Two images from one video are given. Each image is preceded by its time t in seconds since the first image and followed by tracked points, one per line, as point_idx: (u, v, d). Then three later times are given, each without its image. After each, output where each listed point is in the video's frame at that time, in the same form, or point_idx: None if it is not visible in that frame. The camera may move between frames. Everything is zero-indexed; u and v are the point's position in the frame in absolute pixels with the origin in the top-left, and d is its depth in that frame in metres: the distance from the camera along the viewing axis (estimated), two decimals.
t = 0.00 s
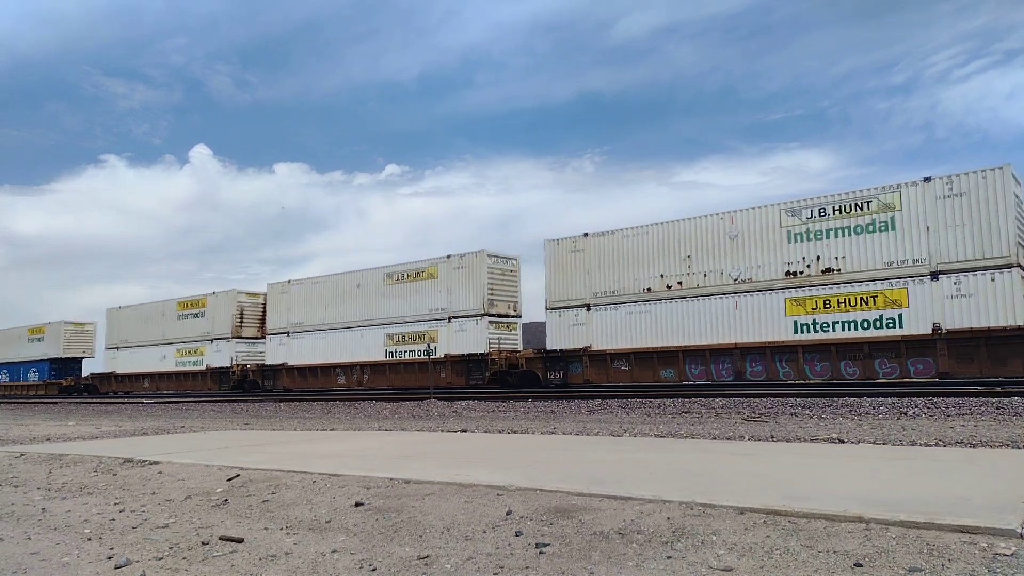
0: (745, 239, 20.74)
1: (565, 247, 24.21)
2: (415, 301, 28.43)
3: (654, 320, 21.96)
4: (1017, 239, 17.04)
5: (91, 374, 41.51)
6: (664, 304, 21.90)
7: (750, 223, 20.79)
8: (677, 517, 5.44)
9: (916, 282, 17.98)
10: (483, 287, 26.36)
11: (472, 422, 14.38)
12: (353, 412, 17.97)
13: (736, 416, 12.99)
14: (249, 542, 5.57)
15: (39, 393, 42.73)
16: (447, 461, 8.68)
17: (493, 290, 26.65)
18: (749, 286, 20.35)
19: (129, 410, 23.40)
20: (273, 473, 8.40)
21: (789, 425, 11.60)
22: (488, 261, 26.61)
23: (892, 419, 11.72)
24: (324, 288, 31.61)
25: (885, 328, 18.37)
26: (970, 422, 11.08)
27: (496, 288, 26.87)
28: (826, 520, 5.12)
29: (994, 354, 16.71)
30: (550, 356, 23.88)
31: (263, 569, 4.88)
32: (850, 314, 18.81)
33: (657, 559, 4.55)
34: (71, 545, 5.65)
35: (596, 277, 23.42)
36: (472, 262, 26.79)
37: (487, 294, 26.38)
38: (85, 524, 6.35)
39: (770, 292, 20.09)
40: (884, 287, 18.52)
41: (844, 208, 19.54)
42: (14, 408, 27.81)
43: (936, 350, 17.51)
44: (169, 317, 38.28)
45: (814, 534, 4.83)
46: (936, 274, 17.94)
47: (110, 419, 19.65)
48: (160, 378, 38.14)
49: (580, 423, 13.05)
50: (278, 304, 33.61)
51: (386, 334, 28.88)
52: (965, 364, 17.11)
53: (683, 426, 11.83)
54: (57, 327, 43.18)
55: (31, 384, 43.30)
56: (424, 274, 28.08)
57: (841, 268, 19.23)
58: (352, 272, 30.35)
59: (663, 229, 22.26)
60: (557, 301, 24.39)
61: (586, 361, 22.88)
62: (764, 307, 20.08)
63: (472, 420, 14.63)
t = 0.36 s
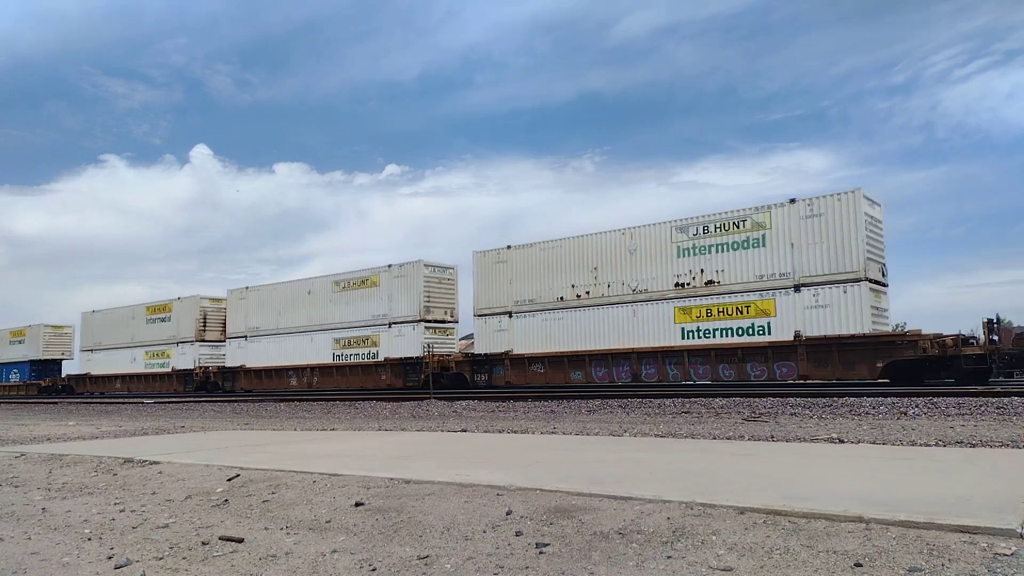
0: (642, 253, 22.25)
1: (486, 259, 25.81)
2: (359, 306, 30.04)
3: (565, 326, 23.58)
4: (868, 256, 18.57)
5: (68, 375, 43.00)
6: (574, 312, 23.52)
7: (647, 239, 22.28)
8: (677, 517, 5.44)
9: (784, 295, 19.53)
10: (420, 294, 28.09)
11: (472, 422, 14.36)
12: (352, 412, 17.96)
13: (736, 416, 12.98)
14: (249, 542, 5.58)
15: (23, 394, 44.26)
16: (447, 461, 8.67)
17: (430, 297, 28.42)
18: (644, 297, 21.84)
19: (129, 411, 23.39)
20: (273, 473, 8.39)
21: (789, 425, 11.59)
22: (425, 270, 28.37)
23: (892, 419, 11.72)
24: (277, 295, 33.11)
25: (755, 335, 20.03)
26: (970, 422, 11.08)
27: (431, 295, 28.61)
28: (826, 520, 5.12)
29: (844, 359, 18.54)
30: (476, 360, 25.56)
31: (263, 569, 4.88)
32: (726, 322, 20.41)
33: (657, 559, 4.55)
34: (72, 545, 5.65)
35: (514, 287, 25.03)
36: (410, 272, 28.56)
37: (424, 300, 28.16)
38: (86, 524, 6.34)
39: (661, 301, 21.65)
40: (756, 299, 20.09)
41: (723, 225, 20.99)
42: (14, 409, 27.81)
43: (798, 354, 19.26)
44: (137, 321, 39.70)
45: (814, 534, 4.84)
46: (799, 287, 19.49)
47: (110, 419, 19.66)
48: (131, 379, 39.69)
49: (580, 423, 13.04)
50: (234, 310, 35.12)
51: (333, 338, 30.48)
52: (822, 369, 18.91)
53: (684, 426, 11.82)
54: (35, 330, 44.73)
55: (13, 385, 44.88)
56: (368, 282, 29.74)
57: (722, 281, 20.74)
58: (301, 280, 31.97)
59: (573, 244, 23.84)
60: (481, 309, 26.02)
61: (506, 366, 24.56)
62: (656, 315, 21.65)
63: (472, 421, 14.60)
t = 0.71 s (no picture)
0: (558, 265, 24.26)
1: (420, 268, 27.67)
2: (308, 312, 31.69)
3: (490, 332, 25.61)
4: (743, 271, 20.86)
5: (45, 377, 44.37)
6: (497, 319, 25.54)
7: (562, 251, 24.40)
8: (677, 517, 5.44)
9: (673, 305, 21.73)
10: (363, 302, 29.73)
11: (472, 422, 14.36)
12: (352, 412, 17.97)
13: (736, 416, 12.98)
14: (249, 542, 5.58)
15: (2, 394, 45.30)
16: (447, 461, 8.67)
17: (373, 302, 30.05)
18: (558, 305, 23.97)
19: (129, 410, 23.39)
20: (273, 473, 8.40)
21: (789, 425, 11.59)
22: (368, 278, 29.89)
23: (892, 419, 11.72)
24: (235, 301, 34.70)
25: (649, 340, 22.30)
26: (971, 422, 11.08)
27: (375, 302, 30.19)
28: (826, 520, 5.12)
29: (724, 363, 20.71)
30: (411, 363, 27.48)
31: (263, 569, 4.88)
32: (627, 328, 22.54)
33: (657, 559, 4.55)
34: (72, 545, 5.65)
35: (446, 295, 26.98)
36: (354, 279, 30.12)
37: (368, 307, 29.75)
38: (86, 524, 6.35)
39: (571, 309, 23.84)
40: (649, 308, 22.29)
41: (624, 240, 23.09)
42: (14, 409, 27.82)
43: (685, 358, 21.37)
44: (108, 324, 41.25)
45: (814, 534, 4.83)
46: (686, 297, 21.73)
47: (110, 419, 19.67)
48: (103, 381, 41.27)
49: (580, 423, 13.05)
50: (198, 314, 36.60)
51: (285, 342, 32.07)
52: (704, 371, 21.06)
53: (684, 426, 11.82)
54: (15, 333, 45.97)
55: None
56: (316, 289, 31.36)
57: (622, 292, 22.87)
58: (257, 286, 33.45)
59: (498, 255, 25.67)
60: (417, 314, 27.95)
61: (437, 368, 26.56)
62: (569, 322, 23.78)
63: (472, 421, 14.61)
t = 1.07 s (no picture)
0: (479, 275, 26.29)
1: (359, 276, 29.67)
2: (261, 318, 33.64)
3: (421, 337, 27.73)
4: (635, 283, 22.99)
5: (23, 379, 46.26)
6: (427, 323, 27.62)
7: (484, 262, 26.34)
8: (677, 517, 5.44)
9: (576, 313, 23.85)
10: (309, 308, 31.53)
11: (472, 422, 14.37)
12: (352, 412, 17.97)
13: (736, 416, 13.00)
14: (249, 542, 5.58)
15: None
16: (447, 461, 8.67)
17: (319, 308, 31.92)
18: (480, 313, 26.05)
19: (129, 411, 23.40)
20: (273, 473, 8.40)
21: (789, 425, 11.60)
22: (315, 286, 31.65)
23: (892, 419, 11.73)
24: (195, 307, 36.60)
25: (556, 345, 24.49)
26: (971, 422, 11.09)
27: (322, 308, 32.05)
28: (826, 520, 5.12)
29: (618, 365, 23.06)
30: (351, 366, 29.77)
31: (263, 569, 4.88)
32: (539, 335, 24.64)
33: (657, 559, 4.55)
34: (72, 545, 5.65)
35: (382, 301, 29.05)
36: (301, 287, 31.91)
37: (313, 313, 31.56)
38: (86, 524, 6.35)
39: (490, 316, 25.93)
40: (558, 315, 24.38)
41: (536, 252, 25.14)
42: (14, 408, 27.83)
43: (585, 361, 23.73)
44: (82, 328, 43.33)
45: (814, 534, 4.83)
46: (588, 306, 23.84)
47: (110, 420, 19.67)
48: (77, 382, 43.37)
49: (580, 423, 13.07)
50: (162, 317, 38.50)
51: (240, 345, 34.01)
52: (602, 372, 23.42)
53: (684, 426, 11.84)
54: None
55: None
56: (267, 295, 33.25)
57: (534, 300, 24.98)
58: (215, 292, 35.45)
59: (429, 265, 27.60)
60: (357, 319, 30.08)
61: (376, 370, 28.74)
62: (489, 328, 25.87)
63: (473, 421, 14.62)
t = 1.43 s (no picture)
0: (416, 283, 28.24)
1: (313, 284, 31.61)
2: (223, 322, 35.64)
3: (366, 340, 29.68)
4: (550, 291, 24.84)
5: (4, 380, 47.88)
6: (370, 328, 29.58)
7: (419, 271, 28.33)
8: (677, 517, 5.44)
9: (497, 319, 25.75)
10: (266, 312, 33.57)
11: (472, 422, 14.37)
12: (353, 412, 17.96)
13: (736, 416, 13.00)
14: (248, 542, 5.57)
15: None
16: (447, 461, 8.67)
17: (276, 311, 33.88)
18: (415, 318, 28.08)
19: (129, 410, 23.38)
20: (273, 473, 8.39)
21: (789, 425, 11.60)
22: (272, 291, 33.68)
23: (892, 419, 11.73)
24: (166, 311, 38.81)
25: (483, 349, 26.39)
26: (970, 422, 11.10)
27: (278, 312, 33.98)
28: (826, 520, 5.12)
29: (534, 367, 24.82)
30: (303, 366, 31.75)
31: (263, 569, 4.87)
32: (467, 338, 26.61)
33: (657, 559, 4.55)
34: (71, 545, 5.65)
35: (333, 308, 31.02)
36: (260, 292, 33.93)
37: (269, 317, 33.58)
38: (85, 523, 6.34)
39: (425, 321, 27.88)
40: (484, 320, 26.28)
41: (466, 263, 26.98)
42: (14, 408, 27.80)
43: (506, 363, 25.46)
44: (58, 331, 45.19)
45: (814, 534, 4.83)
46: (510, 312, 25.67)
47: (109, 419, 19.64)
48: (54, 382, 45.23)
49: (579, 423, 13.06)
50: (135, 320, 40.75)
51: (204, 348, 36.12)
52: (521, 373, 25.09)
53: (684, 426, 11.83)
54: None
55: None
56: (229, 300, 35.27)
57: (463, 307, 26.86)
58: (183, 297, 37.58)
59: (373, 274, 29.68)
60: (309, 324, 32.17)
61: (324, 372, 30.82)
62: (424, 333, 27.81)
63: (473, 421, 14.62)
